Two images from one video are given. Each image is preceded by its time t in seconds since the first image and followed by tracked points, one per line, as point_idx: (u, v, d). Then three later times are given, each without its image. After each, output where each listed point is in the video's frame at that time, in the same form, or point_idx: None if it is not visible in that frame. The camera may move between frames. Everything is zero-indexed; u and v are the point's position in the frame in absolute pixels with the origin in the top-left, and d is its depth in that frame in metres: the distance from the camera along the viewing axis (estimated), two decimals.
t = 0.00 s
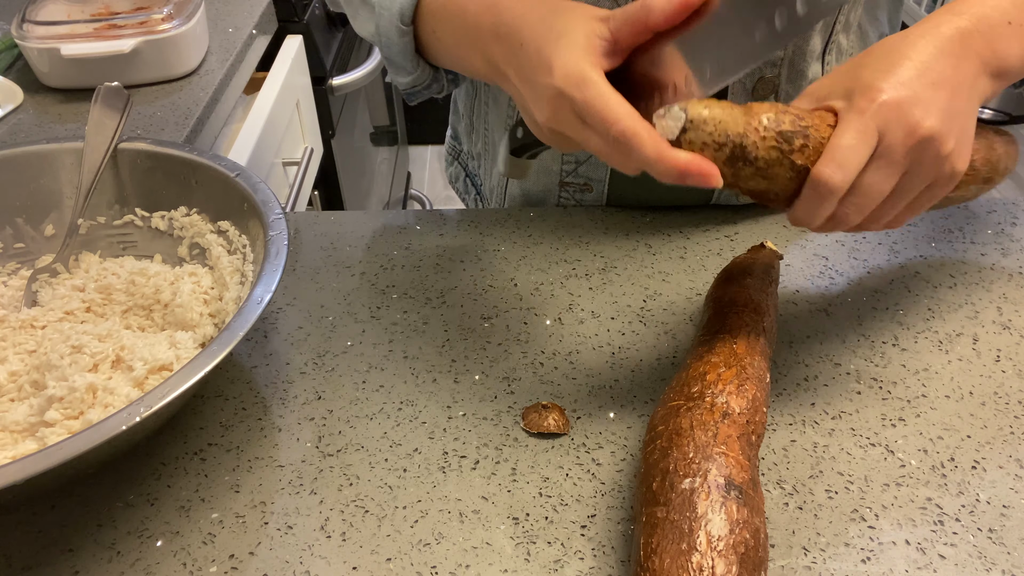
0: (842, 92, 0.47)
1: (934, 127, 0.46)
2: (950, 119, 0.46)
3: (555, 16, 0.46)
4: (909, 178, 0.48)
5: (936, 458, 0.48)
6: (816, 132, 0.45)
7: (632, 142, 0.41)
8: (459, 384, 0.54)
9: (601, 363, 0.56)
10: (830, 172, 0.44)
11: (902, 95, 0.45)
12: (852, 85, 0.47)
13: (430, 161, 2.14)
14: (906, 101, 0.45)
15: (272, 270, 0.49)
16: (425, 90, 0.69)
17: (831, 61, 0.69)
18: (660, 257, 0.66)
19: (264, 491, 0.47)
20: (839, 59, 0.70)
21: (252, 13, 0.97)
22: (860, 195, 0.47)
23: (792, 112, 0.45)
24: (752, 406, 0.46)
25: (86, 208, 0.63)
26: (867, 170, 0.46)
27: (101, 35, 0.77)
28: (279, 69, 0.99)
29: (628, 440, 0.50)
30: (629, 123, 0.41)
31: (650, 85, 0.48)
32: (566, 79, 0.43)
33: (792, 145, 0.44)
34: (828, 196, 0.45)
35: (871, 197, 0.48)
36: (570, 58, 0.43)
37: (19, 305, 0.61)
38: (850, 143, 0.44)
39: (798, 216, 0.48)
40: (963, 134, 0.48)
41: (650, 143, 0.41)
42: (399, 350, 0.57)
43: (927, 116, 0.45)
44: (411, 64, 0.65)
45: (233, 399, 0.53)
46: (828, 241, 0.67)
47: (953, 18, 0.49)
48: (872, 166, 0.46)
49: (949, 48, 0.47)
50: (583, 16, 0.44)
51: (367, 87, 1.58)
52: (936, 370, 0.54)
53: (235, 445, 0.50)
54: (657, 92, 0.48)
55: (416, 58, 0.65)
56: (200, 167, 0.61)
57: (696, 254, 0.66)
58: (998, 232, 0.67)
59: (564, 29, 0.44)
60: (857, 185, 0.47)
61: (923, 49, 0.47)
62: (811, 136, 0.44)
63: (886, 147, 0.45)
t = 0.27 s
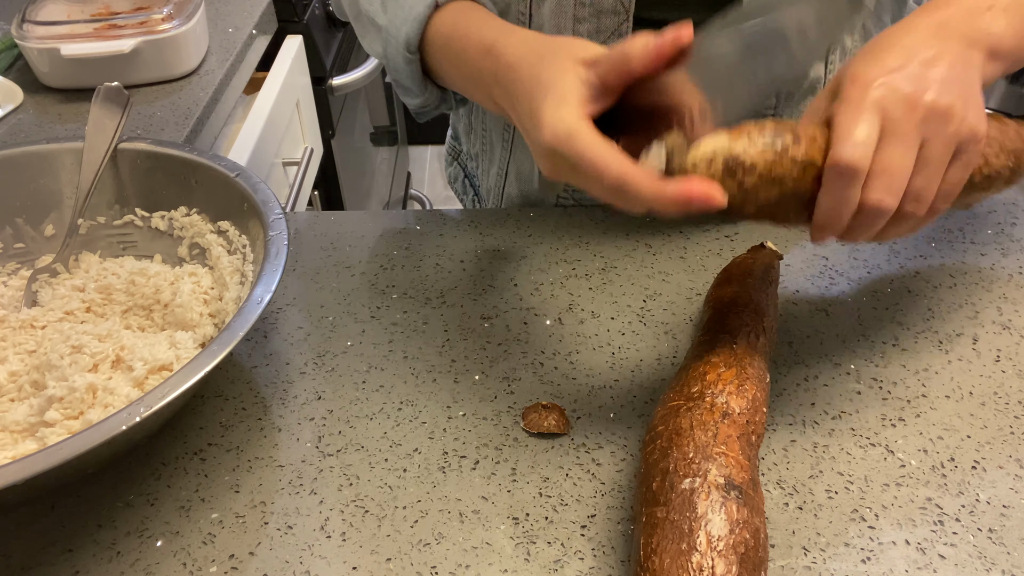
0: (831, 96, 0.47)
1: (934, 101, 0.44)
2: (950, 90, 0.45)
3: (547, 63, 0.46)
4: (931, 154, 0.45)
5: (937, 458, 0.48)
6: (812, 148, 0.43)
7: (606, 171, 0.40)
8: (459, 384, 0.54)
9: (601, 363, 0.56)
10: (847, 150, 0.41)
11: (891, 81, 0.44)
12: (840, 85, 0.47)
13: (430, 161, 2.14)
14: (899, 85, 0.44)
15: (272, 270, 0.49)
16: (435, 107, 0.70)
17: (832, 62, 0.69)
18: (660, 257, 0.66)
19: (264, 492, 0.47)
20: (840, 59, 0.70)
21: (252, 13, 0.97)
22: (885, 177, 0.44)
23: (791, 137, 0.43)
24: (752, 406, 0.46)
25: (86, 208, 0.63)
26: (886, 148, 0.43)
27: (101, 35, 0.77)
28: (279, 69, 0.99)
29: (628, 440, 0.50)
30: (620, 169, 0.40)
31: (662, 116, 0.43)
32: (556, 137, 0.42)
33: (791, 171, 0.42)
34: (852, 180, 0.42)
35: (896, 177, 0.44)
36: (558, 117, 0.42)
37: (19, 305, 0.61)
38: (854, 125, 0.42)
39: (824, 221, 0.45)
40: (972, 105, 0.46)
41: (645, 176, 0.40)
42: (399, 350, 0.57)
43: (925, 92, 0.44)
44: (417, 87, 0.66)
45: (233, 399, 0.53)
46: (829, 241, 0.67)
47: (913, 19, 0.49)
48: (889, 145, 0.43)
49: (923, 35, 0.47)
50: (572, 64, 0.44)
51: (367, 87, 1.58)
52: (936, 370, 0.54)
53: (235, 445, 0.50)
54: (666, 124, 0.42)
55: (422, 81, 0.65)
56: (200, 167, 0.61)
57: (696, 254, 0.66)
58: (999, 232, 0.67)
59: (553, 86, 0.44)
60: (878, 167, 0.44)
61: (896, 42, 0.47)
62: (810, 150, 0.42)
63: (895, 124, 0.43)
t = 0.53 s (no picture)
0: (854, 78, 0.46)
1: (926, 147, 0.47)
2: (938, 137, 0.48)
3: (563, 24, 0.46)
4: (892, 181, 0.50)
5: (936, 458, 0.48)
6: (826, 114, 0.44)
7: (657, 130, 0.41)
8: (459, 384, 0.54)
9: (601, 363, 0.56)
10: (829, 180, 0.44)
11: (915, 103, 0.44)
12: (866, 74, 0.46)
13: (430, 161, 2.14)
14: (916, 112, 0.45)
15: (272, 270, 0.49)
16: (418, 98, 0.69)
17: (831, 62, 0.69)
18: (660, 257, 0.66)
19: (264, 492, 0.47)
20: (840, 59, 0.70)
21: (252, 13, 0.97)
22: (847, 196, 0.48)
23: (806, 88, 0.44)
24: (752, 406, 0.46)
25: (86, 208, 0.63)
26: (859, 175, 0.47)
27: (101, 35, 0.77)
28: (279, 69, 0.99)
29: (628, 440, 0.50)
30: (649, 117, 0.41)
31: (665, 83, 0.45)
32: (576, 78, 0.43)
33: (807, 135, 0.43)
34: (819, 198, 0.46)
35: (855, 199, 0.49)
36: (575, 65, 0.43)
37: (19, 305, 0.61)
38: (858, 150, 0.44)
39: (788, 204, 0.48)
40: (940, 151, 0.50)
41: (678, 120, 0.40)
42: (399, 349, 0.57)
43: (926, 134, 0.46)
44: (404, 72, 0.65)
45: (233, 399, 0.53)
46: (828, 241, 0.67)
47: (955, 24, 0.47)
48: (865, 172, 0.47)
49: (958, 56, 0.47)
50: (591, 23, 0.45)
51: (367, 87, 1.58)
52: (935, 370, 0.54)
53: (235, 445, 0.50)
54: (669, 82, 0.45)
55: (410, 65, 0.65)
56: (200, 168, 0.61)
57: (696, 254, 0.66)
58: (999, 232, 0.67)
59: (569, 40, 0.45)
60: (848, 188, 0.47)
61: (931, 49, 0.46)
62: (824, 130, 0.44)
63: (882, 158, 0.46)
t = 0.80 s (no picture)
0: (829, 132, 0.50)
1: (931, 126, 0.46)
2: (945, 118, 0.46)
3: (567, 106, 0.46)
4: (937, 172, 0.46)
5: (936, 458, 0.48)
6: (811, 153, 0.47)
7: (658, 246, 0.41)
8: (459, 384, 0.54)
9: (602, 363, 0.56)
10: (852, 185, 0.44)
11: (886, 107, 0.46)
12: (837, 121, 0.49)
13: (430, 161, 2.14)
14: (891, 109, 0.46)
15: (272, 270, 0.49)
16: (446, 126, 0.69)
17: (832, 62, 0.69)
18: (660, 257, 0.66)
19: (264, 491, 0.47)
20: (840, 59, 0.70)
21: (252, 13, 0.97)
22: (892, 199, 0.45)
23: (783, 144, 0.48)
24: (752, 406, 0.46)
25: (86, 207, 0.63)
26: (889, 173, 0.45)
27: (101, 35, 0.77)
28: (279, 69, 0.99)
29: (628, 440, 0.50)
30: (646, 229, 0.41)
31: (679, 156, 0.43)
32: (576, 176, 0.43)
33: (802, 174, 0.46)
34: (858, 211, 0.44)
35: (902, 199, 0.45)
36: (575, 165, 0.43)
37: (19, 305, 0.61)
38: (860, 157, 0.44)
39: (838, 245, 0.47)
40: (966, 131, 0.47)
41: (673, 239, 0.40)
42: (399, 349, 0.57)
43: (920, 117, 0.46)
44: (428, 107, 0.65)
45: (233, 399, 0.53)
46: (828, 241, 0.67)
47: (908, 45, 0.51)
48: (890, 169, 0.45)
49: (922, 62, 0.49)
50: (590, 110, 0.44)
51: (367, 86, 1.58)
52: (936, 370, 0.54)
53: (235, 445, 0.50)
54: (694, 160, 0.42)
55: (434, 101, 0.65)
56: (200, 167, 0.61)
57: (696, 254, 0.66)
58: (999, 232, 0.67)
59: (571, 131, 0.44)
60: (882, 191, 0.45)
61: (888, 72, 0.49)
62: (819, 168, 0.46)
63: (896, 149, 0.45)
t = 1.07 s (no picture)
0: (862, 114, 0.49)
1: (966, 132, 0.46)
2: (977, 127, 0.46)
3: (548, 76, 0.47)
4: (952, 182, 0.47)
5: (937, 458, 0.48)
6: (830, 131, 0.46)
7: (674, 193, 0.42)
8: (459, 384, 0.54)
9: (602, 363, 0.56)
10: (869, 172, 0.44)
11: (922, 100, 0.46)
12: (870, 105, 0.49)
13: (430, 161, 2.14)
14: (929, 106, 0.45)
15: (272, 270, 0.49)
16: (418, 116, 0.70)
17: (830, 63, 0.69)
18: (660, 256, 0.66)
19: (264, 491, 0.47)
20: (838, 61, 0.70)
21: (252, 13, 0.97)
22: (906, 196, 0.45)
23: (800, 118, 0.47)
24: (752, 406, 0.46)
25: (86, 207, 0.63)
26: (906, 171, 0.45)
27: (101, 35, 0.77)
28: (279, 69, 0.99)
29: (628, 440, 0.50)
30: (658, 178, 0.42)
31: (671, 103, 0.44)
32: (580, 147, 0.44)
33: (819, 147, 0.45)
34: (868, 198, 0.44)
35: (916, 199, 0.45)
36: (570, 134, 0.44)
37: (19, 305, 0.61)
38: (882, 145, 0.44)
39: (835, 228, 0.47)
40: (990, 142, 0.48)
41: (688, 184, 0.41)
42: (399, 349, 0.57)
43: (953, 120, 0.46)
44: (404, 96, 0.66)
45: (233, 399, 0.53)
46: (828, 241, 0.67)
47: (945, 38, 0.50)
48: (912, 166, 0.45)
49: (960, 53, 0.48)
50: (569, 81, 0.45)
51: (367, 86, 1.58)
52: (936, 370, 0.54)
53: (235, 445, 0.50)
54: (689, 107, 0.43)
55: (409, 90, 0.65)
56: (200, 167, 0.61)
57: (696, 254, 0.66)
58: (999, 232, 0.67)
59: (555, 104, 0.46)
60: (897, 186, 0.45)
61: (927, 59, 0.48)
62: (835, 148, 0.45)
63: (922, 148, 0.45)
